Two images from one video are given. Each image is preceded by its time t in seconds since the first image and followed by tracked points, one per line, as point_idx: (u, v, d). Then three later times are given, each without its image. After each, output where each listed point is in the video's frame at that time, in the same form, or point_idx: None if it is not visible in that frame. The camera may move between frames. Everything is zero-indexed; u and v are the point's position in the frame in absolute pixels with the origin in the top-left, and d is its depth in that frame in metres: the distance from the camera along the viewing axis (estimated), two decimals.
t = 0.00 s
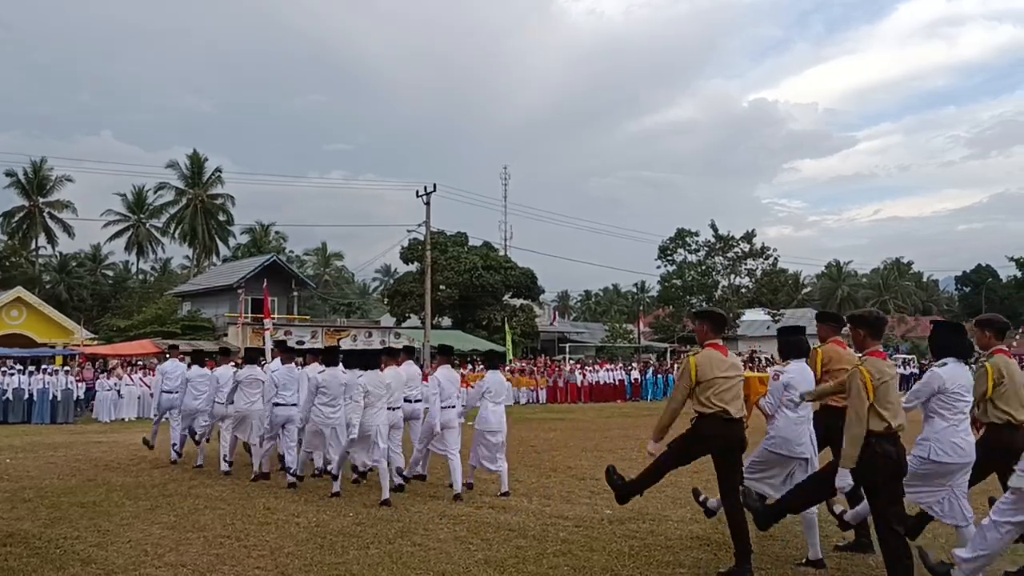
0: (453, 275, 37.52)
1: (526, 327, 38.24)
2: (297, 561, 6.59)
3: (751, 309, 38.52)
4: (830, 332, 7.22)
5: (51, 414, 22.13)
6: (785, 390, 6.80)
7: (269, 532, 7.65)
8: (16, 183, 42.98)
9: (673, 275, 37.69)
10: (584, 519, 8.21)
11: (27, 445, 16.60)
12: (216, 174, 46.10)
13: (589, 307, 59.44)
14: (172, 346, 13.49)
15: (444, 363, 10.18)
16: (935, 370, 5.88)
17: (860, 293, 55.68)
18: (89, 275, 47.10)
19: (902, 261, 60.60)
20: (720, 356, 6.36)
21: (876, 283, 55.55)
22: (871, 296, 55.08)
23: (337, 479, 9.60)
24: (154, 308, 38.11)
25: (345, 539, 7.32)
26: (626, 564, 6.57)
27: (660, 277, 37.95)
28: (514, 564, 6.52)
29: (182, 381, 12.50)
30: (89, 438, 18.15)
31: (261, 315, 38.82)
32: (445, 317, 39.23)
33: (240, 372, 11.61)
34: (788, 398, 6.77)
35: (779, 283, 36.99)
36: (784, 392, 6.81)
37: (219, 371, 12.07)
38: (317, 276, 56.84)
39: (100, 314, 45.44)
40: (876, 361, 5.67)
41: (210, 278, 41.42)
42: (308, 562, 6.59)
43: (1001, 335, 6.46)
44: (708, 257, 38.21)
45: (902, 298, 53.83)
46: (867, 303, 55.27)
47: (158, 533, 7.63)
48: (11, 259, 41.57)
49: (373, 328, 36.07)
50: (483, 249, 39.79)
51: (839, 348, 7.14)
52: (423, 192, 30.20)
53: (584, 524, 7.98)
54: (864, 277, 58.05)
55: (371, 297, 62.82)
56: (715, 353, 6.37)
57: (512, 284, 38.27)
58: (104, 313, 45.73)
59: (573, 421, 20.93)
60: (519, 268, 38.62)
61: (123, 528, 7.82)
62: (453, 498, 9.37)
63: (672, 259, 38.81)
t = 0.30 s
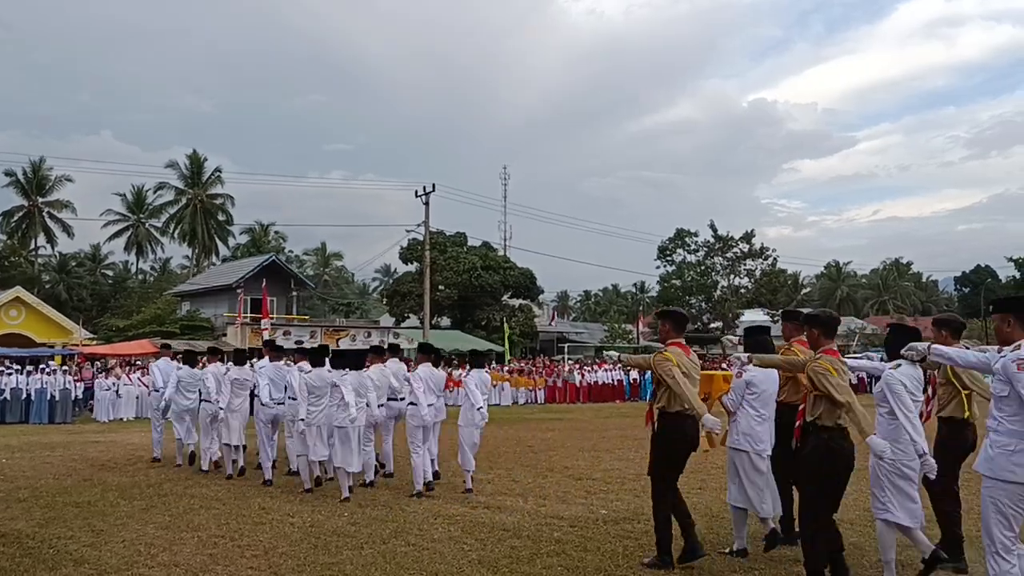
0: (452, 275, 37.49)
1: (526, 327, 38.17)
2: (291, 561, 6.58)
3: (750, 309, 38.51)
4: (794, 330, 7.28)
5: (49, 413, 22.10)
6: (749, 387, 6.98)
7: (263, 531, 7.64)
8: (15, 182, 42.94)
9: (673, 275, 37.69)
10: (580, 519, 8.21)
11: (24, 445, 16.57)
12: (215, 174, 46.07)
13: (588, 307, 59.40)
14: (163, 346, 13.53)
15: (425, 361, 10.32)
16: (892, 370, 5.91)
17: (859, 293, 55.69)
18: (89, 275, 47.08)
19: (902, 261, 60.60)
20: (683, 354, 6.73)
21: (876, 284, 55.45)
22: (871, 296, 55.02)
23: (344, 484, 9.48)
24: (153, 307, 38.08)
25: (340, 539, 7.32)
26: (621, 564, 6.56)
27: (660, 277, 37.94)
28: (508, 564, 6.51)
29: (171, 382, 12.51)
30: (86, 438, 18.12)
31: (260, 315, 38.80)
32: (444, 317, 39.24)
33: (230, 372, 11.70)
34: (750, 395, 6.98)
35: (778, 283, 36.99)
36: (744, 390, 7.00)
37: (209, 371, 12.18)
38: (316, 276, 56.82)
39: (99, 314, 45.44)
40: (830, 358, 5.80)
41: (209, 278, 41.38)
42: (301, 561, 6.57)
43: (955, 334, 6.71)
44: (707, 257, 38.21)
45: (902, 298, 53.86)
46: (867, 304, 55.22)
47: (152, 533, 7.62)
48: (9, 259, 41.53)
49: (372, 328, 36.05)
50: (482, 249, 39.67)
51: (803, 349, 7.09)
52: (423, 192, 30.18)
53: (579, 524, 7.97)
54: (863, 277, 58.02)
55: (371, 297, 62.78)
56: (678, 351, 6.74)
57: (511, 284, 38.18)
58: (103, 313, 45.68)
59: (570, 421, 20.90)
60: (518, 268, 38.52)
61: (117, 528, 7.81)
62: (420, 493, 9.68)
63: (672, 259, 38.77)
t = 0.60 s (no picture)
0: (451, 276, 37.50)
1: (524, 328, 38.17)
2: (285, 561, 6.57)
3: (749, 309, 38.49)
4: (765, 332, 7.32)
5: (46, 414, 22.08)
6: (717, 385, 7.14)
7: (257, 532, 7.63)
8: (14, 183, 42.90)
9: (672, 275, 37.69)
10: (576, 520, 8.20)
11: (21, 445, 16.54)
12: (214, 175, 46.04)
13: (588, 308, 59.41)
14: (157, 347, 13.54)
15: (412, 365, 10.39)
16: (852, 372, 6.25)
17: (858, 293, 55.67)
18: (88, 275, 47.06)
19: (901, 261, 60.62)
20: (650, 356, 6.69)
21: (875, 284, 55.51)
22: (869, 297, 55.09)
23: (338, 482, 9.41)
24: (152, 308, 38.09)
25: (334, 539, 7.31)
26: (617, 565, 6.55)
27: (659, 278, 37.93)
28: (503, 564, 6.49)
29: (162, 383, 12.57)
30: (83, 438, 18.11)
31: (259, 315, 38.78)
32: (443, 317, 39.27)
33: (219, 372, 11.79)
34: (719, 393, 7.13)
35: (777, 283, 36.99)
36: (715, 387, 7.15)
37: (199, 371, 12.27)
38: (315, 277, 56.82)
39: (98, 314, 45.44)
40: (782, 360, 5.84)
41: (208, 278, 41.35)
42: (296, 562, 6.56)
43: (921, 336, 6.76)
44: (706, 257, 38.20)
45: (901, 298, 53.88)
46: (866, 304, 55.28)
47: (147, 534, 7.60)
48: (8, 259, 41.55)
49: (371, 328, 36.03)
50: (481, 250, 39.60)
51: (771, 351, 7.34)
52: (422, 193, 30.16)
53: (574, 524, 7.96)
54: (863, 278, 58.00)
55: (370, 297, 62.77)
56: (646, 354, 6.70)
57: (509, 284, 38.09)
58: (102, 313, 45.70)
59: (569, 422, 20.91)
60: (517, 268, 38.44)
61: (112, 529, 7.79)
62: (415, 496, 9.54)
63: (671, 260, 38.77)
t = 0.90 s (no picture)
0: (450, 275, 37.50)
1: (524, 327, 38.14)
2: (282, 561, 6.56)
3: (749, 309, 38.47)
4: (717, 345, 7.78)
5: (45, 413, 22.06)
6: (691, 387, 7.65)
7: (255, 531, 7.64)
8: (13, 182, 42.87)
9: (671, 275, 37.67)
10: (574, 519, 8.19)
11: (20, 445, 16.52)
12: (213, 174, 46.01)
13: (587, 307, 59.36)
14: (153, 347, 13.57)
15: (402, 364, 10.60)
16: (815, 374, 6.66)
17: (858, 294, 55.63)
18: (87, 275, 47.04)
19: (900, 261, 60.50)
20: (622, 356, 6.99)
21: (874, 284, 55.44)
22: (869, 297, 55.01)
23: (327, 479, 9.65)
24: (152, 307, 38.08)
25: (332, 539, 7.29)
26: (616, 565, 6.53)
27: (658, 278, 37.91)
28: (500, 564, 6.48)
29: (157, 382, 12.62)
30: (82, 438, 18.09)
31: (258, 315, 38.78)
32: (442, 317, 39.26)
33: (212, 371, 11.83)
34: (693, 395, 7.63)
35: (777, 283, 36.96)
36: (689, 390, 7.66)
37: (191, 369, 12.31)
38: (315, 277, 56.79)
39: (98, 314, 45.42)
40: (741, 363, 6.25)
41: (208, 278, 41.34)
42: (293, 561, 6.55)
43: (889, 338, 6.82)
44: (706, 257, 38.19)
45: (901, 298, 53.83)
46: (865, 304, 55.22)
47: (144, 533, 7.60)
48: (7, 259, 41.52)
49: (370, 328, 36.02)
50: (481, 250, 39.58)
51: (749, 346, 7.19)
52: (422, 193, 30.19)
53: (572, 524, 7.94)
54: (862, 278, 57.93)
55: (370, 298, 62.71)
56: (617, 353, 7.02)
57: (509, 284, 38.04)
58: (102, 313, 45.67)
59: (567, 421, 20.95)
60: (516, 268, 38.40)
61: (109, 528, 7.79)
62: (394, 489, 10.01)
63: (671, 260, 38.74)
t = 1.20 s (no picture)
0: (452, 275, 37.50)
1: (525, 327, 38.13)
2: (284, 559, 6.56)
3: (750, 309, 38.42)
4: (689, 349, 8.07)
5: (47, 412, 22.09)
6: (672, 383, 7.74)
7: (256, 529, 7.64)
8: (15, 182, 42.89)
9: (672, 275, 37.65)
10: (577, 517, 8.18)
11: (21, 444, 16.52)
12: (215, 174, 46.02)
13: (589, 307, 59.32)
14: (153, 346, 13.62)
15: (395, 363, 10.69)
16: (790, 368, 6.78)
17: (859, 294, 55.57)
18: (89, 274, 47.07)
19: (902, 261, 60.39)
20: (606, 353, 7.04)
21: (876, 284, 55.37)
22: (870, 296, 54.92)
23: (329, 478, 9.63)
24: (154, 307, 38.08)
25: (333, 537, 7.28)
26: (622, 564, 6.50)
27: (659, 278, 37.88)
28: (502, 562, 6.47)
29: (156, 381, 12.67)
30: (83, 437, 18.09)
31: (259, 315, 38.81)
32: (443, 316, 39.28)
33: (209, 370, 11.89)
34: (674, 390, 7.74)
35: (778, 283, 36.92)
36: (670, 386, 7.74)
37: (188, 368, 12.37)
38: (317, 276, 56.80)
39: (99, 314, 45.44)
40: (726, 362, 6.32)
41: (209, 277, 41.37)
42: (295, 559, 6.55)
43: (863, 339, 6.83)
44: (707, 257, 38.16)
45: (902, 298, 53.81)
46: (867, 304, 55.17)
47: (146, 531, 7.61)
48: (9, 258, 41.56)
49: (372, 328, 36.03)
50: (482, 249, 39.58)
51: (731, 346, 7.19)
52: (423, 192, 30.23)
53: (574, 522, 7.94)
54: (864, 278, 57.85)
55: (371, 297, 62.72)
56: (601, 350, 7.06)
57: (510, 284, 38.02)
58: (104, 312, 45.71)
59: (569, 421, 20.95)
60: (518, 268, 38.39)
61: (111, 526, 7.79)
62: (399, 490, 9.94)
63: (672, 260, 38.72)
